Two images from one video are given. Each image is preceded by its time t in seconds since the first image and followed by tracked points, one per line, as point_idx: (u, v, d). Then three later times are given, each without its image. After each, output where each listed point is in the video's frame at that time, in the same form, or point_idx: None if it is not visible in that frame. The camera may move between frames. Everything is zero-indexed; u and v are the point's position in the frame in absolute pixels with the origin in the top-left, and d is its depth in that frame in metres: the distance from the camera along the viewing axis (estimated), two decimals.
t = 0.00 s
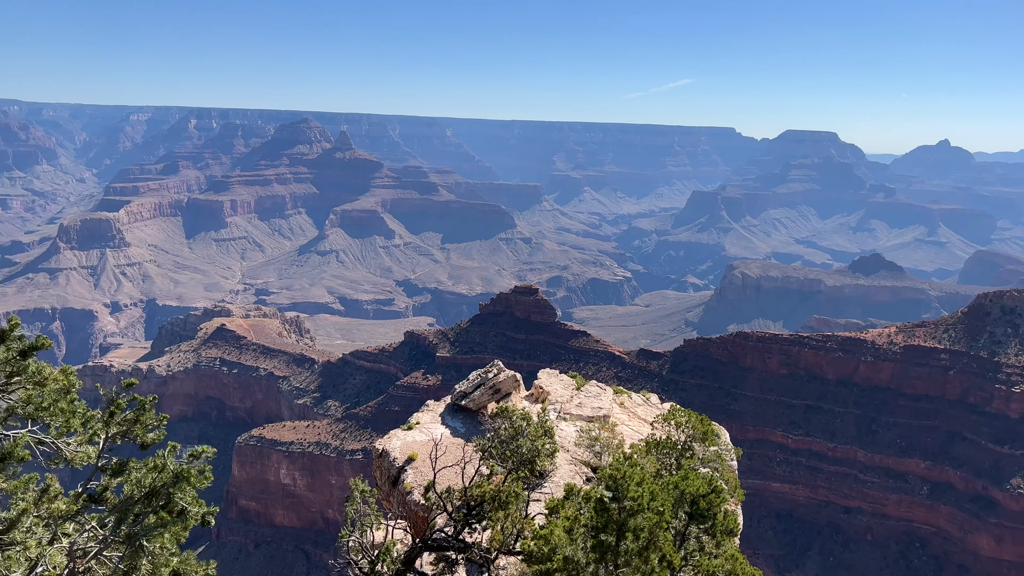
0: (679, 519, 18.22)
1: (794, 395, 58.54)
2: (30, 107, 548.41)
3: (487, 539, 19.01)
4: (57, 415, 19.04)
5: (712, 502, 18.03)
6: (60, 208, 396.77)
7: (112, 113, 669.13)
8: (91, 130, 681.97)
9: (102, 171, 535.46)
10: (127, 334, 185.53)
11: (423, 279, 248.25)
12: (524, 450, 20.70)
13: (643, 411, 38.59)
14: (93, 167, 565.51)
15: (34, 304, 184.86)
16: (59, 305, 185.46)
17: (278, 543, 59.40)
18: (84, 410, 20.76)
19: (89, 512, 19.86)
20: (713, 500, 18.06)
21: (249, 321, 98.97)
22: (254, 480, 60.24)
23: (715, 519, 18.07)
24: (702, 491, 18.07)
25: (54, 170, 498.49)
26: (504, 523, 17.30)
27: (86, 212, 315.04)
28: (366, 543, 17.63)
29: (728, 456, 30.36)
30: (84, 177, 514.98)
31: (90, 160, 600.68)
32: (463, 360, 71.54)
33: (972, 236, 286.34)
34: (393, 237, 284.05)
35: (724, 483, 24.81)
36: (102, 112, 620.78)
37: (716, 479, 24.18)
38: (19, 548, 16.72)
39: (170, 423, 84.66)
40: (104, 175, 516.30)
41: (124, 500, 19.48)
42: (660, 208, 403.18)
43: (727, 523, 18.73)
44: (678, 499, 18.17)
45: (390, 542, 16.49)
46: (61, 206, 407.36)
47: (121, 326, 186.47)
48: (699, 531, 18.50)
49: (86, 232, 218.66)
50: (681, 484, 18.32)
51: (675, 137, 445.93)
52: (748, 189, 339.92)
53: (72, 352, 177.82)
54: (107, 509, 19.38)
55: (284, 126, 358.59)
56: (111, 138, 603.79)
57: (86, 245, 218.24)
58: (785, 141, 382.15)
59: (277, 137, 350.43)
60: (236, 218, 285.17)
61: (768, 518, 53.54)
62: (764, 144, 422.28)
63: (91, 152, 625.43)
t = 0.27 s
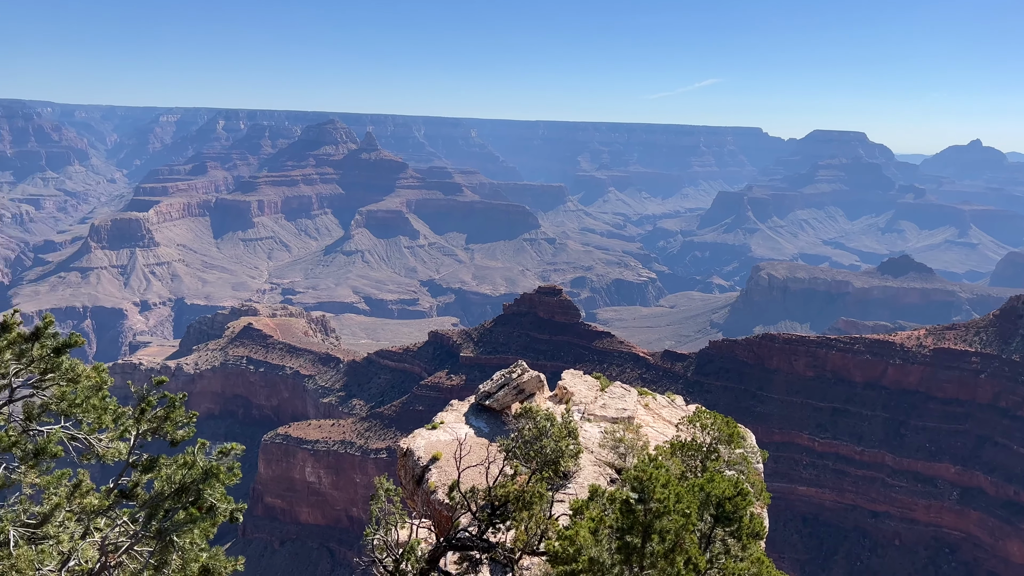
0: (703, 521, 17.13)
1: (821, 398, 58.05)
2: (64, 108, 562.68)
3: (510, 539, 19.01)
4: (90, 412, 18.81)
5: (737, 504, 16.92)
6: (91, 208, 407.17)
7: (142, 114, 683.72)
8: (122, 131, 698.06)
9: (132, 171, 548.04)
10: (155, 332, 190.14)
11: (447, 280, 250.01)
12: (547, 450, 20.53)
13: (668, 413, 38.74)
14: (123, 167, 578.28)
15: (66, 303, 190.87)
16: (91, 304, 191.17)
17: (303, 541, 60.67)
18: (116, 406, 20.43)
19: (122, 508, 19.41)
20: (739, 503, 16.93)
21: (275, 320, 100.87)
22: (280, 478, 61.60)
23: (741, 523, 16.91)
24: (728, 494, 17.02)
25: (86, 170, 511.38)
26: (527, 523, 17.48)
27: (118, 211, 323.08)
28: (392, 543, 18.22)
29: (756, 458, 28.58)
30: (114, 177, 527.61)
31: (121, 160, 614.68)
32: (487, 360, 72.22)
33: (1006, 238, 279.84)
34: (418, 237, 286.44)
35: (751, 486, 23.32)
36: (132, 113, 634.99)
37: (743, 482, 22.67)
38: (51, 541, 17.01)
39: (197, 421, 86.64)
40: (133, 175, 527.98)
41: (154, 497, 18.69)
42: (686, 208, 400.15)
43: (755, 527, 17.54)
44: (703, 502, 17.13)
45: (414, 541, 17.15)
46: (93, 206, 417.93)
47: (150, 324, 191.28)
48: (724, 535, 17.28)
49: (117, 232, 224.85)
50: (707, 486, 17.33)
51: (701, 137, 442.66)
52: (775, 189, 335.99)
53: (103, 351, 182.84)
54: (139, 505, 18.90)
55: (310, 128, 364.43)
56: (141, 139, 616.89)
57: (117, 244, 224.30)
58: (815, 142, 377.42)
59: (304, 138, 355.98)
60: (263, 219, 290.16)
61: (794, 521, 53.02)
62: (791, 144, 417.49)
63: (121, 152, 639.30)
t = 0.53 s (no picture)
0: (726, 523, 16.88)
1: (844, 400, 57.59)
2: (91, 109, 574.81)
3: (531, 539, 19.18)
4: (116, 409, 19.31)
5: (760, 507, 16.52)
6: (117, 208, 415.99)
7: (166, 114, 695.20)
8: (148, 131, 710.48)
9: (157, 171, 558.41)
10: (179, 331, 193.84)
11: (467, 280, 251.12)
12: (569, 452, 20.90)
13: (690, 415, 38.83)
14: (148, 167, 588.97)
15: (92, 301, 195.71)
16: (116, 302, 195.88)
17: (324, 540, 61.83)
18: (142, 404, 20.83)
19: (147, 504, 19.64)
20: (762, 505, 16.55)
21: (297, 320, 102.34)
22: (301, 476, 62.67)
23: (765, 526, 16.60)
24: (750, 497, 16.60)
25: (112, 170, 522.08)
26: (547, 523, 17.69)
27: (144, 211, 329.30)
28: (413, 542, 18.66)
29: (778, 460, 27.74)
30: (140, 177, 537.75)
31: (146, 160, 626.32)
32: (507, 360, 72.70)
33: None
34: (438, 237, 287.96)
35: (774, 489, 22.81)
36: (157, 114, 645.98)
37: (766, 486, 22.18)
38: (80, 536, 17.03)
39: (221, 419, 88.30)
40: (158, 175, 537.60)
41: (181, 493, 18.96)
42: (707, 208, 396.91)
43: (776, 530, 17.27)
44: (725, 504, 16.82)
45: (435, 541, 17.55)
46: (119, 206, 426.22)
47: (174, 323, 195.18)
48: (748, 537, 17.00)
49: (141, 232, 230.39)
50: (729, 489, 16.95)
51: (723, 137, 439.06)
52: (799, 189, 332.11)
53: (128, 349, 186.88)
54: (164, 502, 18.95)
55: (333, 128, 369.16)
56: (165, 139, 628.07)
57: (141, 244, 229.62)
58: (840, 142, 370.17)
59: (326, 138, 360.31)
60: (286, 219, 293.97)
61: (817, 525, 52.52)
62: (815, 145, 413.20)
63: (146, 152, 651.33)
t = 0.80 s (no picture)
0: (749, 526, 16.66)
1: (868, 403, 57.11)
2: (118, 110, 586.23)
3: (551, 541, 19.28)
4: (143, 407, 20.11)
5: (784, 511, 16.16)
6: (142, 208, 424.41)
7: (191, 115, 707.14)
8: (173, 132, 722.93)
9: (182, 172, 568.45)
10: (203, 330, 197.63)
11: (488, 280, 252.20)
12: (589, 453, 21.04)
13: (712, 417, 38.82)
14: (174, 168, 599.70)
15: (118, 300, 200.22)
16: (140, 301, 200.49)
17: (345, 538, 62.93)
18: (168, 403, 21.33)
19: (174, 500, 20.35)
20: (785, 508, 16.12)
21: (319, 319, 103.89)
22: (323, 475, 63.86)
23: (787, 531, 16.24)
24: (774, 499, 16.20)
25: (138, 170, 532.38)
26: (568, 525, 17.80)
27: (169, 211, 335.65)
28: (433, 541, 19.02)
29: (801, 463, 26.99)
30: (166, 178, 547.97)
31: (171, 161, 637.92)
32: (527, 360, 73.03)
33: None
34: (459, 238, 289.25)
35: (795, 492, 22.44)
36: (182, 115, 657.21)
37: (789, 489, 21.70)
38: (107, 532, 17.47)
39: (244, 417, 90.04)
40: (184, 176, 547.68)
41: (206, 490, 19.59)
42: (729, 209, 393.73)
43: (797, 532, 17.08)
44: (748, 508, 16.45)
45: (456, 541, 17.68)
46: (144, 206, 435.16)
47: (198, 323, 199.09)
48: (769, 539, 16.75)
49: (167, 232, 235.95)
50: (752, 491, 16.52)
51: (746, 137, 435.71)
52: (823, 189, 328.30)
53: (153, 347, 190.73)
54: (191, 500, 19.77)
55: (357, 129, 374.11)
56: (190, 140, 639.17)
57: (166, 244, 235.03)
58: (863, 142, 372.14)
59: (349, 139, 364.85)
60: (308, 219, 297.65)
61: (840, 528, 52.18)
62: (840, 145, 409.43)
63: (172, 153, 663.12)
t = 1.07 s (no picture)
0: (775, 530, 16.24)
1: (897, 406, 56.52)
2: (147, 110, 598.31)
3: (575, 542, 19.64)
4: (173, 404, 20.19)
5: (810, 515, 15.80)
6: (172, 208, 433.83)
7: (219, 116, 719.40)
8: (201, 133, 736.59)
9: (210, 173, 579.58)
10: (230, 329, 201.55)
11: (512, 280, 252.99)
12: (611, 455, 21.27)
13: (738, 419, 38.92)
14: (202, 169, 611.39)
15: (148, 300, 205.20)
16: (169, 301, 205.41)
17: (369, 536, 64.03)
18: (199, 400, 21.65)
19: (202, 498, 20.25)
20: (811, 512, 15.80)
21: (344, 319, 105.54)
22: (347, 474, 65.11)
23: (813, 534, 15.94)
24: (801, 503, 15.87)
25: (168, 171, 543.74)
26: (592, 526, 18.24)
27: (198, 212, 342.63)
28: (457, 540, 19.40)
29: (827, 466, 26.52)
30: (194, 179, 559.02)
31: (200, 162, 650.32)
32: (550, 361, 73.48)
33: None
34: (483, 238, 290.46)
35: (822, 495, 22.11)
36: (210, 117, 669.40)
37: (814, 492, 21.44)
38: (138, 529, 17.77)
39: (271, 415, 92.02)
40: (212, 177, 558.61)
41: (237, 487, 19.30)
42: (756, 210, 389.74)
43: (825, 536, 16.77)
44: (774, 511, 16.11)
45: (480, 541, 18.17)
46: (173, 206, 445.12)
47: (225, 322, 203.02)
48: (797, 543, 16.44)
49: (195, 232, 241.54)
50: (779, 494, 16.21)
51: (773, 137, 430.98)
52: (851, 190, 323.32)
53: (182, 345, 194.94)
54: (219, 495, 19.69)
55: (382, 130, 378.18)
56: (218, 141, 650.85)
57: (195, 243, 240.74)
58: (892, 142, 366.58)
59: (374, 140, 369.04)
60: (334, 220, 301.56)
61: (867, 533, 51.83)
62: (869, 145, 403.04)
63: (200, 154, 676.16)
